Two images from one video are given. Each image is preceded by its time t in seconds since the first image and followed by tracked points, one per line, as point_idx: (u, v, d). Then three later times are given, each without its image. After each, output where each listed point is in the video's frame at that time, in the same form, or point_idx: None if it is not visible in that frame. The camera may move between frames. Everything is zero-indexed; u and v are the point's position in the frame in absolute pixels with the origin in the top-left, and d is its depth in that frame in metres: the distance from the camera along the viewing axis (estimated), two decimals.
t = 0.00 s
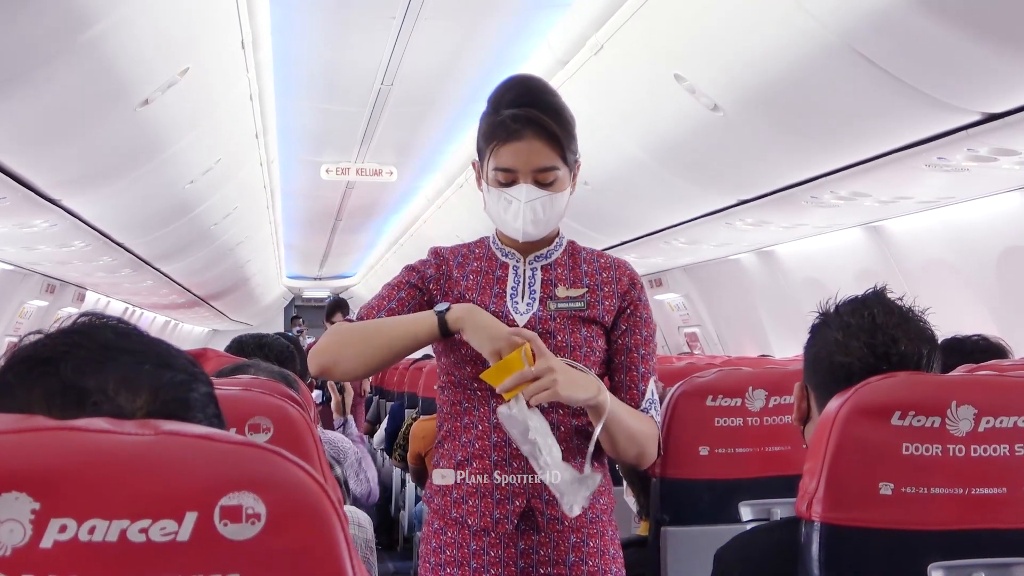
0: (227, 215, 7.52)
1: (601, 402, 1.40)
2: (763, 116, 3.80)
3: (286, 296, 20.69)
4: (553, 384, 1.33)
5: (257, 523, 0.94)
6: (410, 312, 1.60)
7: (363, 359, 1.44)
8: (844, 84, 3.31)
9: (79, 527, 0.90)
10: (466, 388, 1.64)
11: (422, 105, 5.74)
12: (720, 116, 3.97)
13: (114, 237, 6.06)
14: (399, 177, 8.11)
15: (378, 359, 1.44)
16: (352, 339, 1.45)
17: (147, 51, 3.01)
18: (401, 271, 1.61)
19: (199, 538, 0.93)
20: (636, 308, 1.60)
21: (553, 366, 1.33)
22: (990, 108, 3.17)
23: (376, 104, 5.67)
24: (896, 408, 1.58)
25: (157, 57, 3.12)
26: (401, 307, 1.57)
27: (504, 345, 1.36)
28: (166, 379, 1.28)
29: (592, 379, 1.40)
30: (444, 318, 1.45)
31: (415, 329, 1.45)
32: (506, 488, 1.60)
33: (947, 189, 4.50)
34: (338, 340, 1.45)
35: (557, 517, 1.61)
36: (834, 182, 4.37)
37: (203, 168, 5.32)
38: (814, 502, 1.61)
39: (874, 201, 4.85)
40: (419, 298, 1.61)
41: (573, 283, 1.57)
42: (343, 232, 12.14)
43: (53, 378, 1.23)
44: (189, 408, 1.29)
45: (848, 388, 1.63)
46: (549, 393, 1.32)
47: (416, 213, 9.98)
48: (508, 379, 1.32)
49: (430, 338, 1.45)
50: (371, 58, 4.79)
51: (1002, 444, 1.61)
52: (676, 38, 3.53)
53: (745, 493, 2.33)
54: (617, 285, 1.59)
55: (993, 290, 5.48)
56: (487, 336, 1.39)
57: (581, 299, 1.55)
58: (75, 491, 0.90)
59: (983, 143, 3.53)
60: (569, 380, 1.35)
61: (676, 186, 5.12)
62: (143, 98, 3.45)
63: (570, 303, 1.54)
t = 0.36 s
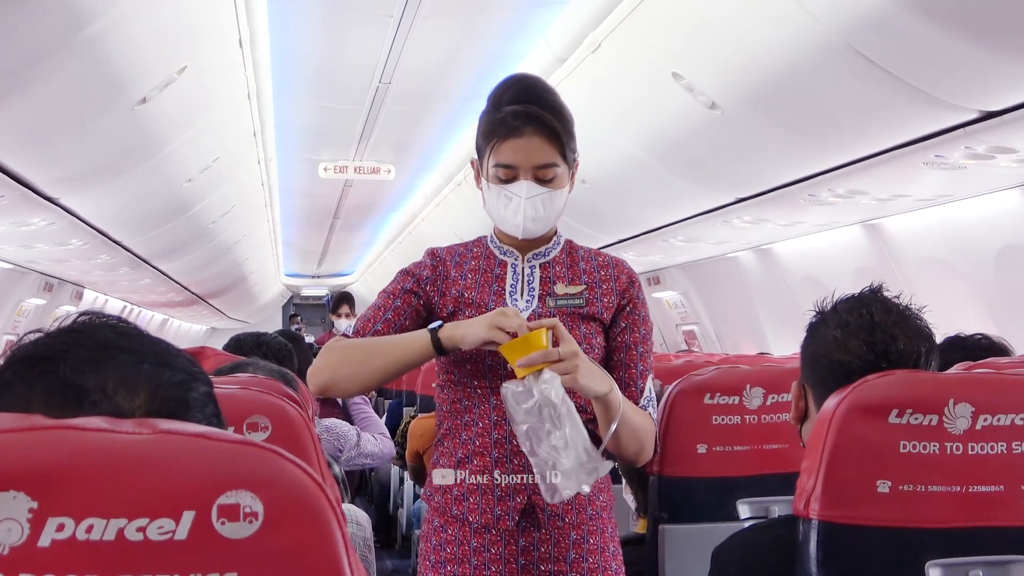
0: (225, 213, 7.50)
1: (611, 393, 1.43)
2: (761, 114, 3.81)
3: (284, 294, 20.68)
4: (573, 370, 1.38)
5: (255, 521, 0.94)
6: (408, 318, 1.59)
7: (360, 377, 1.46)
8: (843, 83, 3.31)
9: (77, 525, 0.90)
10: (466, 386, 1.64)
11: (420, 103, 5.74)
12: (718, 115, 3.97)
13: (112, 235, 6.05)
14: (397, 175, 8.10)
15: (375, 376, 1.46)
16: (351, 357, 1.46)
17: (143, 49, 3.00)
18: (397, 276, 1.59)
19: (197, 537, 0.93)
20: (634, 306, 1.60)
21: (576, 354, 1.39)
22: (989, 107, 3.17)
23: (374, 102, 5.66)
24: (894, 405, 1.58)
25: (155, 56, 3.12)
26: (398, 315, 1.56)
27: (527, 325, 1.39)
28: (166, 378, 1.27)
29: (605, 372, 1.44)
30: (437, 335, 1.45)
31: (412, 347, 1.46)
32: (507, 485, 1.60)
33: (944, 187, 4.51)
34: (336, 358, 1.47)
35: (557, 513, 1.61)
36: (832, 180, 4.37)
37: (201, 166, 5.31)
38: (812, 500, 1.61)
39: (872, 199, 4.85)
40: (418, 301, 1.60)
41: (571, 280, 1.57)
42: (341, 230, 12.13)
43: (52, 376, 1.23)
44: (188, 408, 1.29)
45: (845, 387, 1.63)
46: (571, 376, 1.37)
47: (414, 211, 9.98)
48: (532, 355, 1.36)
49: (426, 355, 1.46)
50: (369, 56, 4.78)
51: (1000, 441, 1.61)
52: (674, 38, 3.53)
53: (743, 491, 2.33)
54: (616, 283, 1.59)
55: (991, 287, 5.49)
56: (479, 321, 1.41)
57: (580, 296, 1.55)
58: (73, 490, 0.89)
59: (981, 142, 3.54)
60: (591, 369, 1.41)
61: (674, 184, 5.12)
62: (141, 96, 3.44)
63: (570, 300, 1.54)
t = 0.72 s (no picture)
0: (223, 211, 7.50)
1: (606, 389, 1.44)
2: (760, 113, 3.81)
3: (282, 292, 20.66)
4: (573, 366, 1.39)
5: (255, 518, 0.94)
6: (415, 321, 1.60)
7: (370, 385, 1.47)
8: (842, 81, 3.31)
9: (76, 523, 0.90)
10: (466, 384, 1.64)
11: (418, 101, 5.73)
12: (716, 113, 3.97)
13: (111, 233, 6.03)
14: (395, 173, 8.09)
15: (385, 384, 1.46)
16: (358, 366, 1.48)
17: (142, 48, 3.00)
18: (399, 281, 1.60)
19: (196, 534, 0.93)
20: (634, 304, 1.59)
21: (576, 350, 1.38)
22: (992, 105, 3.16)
23: (371, 100, 5.67)
24: (892, 403, 1.59)
25: (153, 54, 3.12)
26: (403, 321, 1.57)
27: (528, 319, 1.37)
28: (167, 375, 1.28)
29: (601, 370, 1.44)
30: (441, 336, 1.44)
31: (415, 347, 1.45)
32: (507, 482, 1.61)
33: (941, 186, 4.52)
34: (347, 370, 1.49)
35: (558, 509, 1.61)
36: (830, 178, 4.38)
37: (198, 164, 5.30)
38: (811, 496, 1.62)
39: (869, 197, 4.86)
40: (420, 304, 1.60)
41: (572, 279, 1.57)
42: (339, 228, 12.12)
43: (53, 373, 1.23)
44: (189, 405, 1.30)
45: (843, 384, 1.63)
46: (570, 373, 1.38)
47: (412, 210, 9.97)
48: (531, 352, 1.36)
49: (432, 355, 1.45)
50: (366, 54, 4.77)
51: (998, 439, 1.61)
52: (672, 35, 3.53)
53: (741, 488, 2.33)
54: (617, 281, 1.59)
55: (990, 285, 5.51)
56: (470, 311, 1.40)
57: (580, 295, 1.55)
58: (70, 487, 0.89)
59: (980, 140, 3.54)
60: (588, 364, 1.42)
61: (671, 182, 5.12)
62: (139, 93, 3.43)
63: (569, 299, 1.54)
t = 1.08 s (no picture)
0: (227, 212, 7.54)
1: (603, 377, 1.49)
2: (755, 116, 3.85)
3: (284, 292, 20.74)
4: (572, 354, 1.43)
5: (257, 510, 0.98)
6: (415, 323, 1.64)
7: (370, 386, 1.52)
8: (833, 86, 3.35)
9: (84, 515, 0.94)
10: (463, 381, 1.67)
11: (419, 104, 5.78)
12: (710, 116, 4.01)
13: (117, 233, 6.09)
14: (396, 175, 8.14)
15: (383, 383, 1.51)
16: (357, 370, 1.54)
17: (147, 52, 3.04)
18: (397, 283, 1.64)
19: (202, 526, 0.97)
20: (626, 302, 1.64)
21: (577, 339, 1.43)
22: (972, 109, 3.22)
23: (373, 103, 5.72)
24: (881, 400, 1.63)
25: (157, 58, 3.15)
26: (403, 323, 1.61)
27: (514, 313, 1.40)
28: (173, 372, 1.32)
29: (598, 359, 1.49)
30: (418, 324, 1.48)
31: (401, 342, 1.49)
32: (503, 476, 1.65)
33: (930, 187, 4.56)
34: (346, 377, 1.55)
35: (553, 503, 1.65)
36: (821, 179, 4.42)
37: (204, 165, 5.35)
38: (802, 491, 1.65)
39: (859, 198, 4.90)
40: (419, 304, 1.64)
41: (566, 279, 1.61)
42: (342, 229, 12.18)
43: (63, 369, 1.27)
44: (194, 401, 1.34)
45: (833, 381, 1.66)
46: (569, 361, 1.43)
47: (413, 211, 10.03)
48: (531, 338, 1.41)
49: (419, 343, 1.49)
50: (368, 57, 4.82)
51: (983, 435, 1.65)
52: (668, 41, 3.57)
53: (735, 482, 2.37)
54: (610, 280, 1.64)
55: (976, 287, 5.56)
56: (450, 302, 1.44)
57: (574, 294, 1.59)
58: (78, 481, 0.93)
59: (964, 142, 3.59)
60: (588, 352, 1.46)
61: (666, 183, 5.16)
62: (146, 96, 3.48)
63: (564, 298, 1.58)
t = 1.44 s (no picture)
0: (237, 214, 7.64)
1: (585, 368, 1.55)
2: (742, 124, 3.91)
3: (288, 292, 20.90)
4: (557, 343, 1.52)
5: (263, 502, 0.97)
6: (415, 328, 1.72)
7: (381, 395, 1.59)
8: (815, 94, 3.40)
9: (97, 506, 0.94)
10: (457, 378, 1.76)
11: (420, 112, 5.86)
12: (698, 123, 4.07)
13: (132, 235, 6.19)
14: (399, 179, 8.23)
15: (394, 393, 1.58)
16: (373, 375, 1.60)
17: (158, 62, 3.12)
18: (396, 288, 1.72)
19: (209, 517, 0.96)
20: (612, 300, 1.72)
21: (565, 333, 1.51)
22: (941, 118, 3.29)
23: (376, 110, 5.81)
24: (862, 396, 1.70)
25: (166, 68, 3.24)
26: (403, 326, 1.69)
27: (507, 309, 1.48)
28: (184, 370, 1.41)
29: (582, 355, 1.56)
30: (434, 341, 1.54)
31: (417, 355, 1.56)
32: (496, 469, 1.73)
33: (909, 191, 4.61)
34: (359, 384, 1.63)
35: (544, 495, 1.73)
36: (805, 184, 4.49)
37: (215, 170, 5.44)
38: (785, 482, 1.72)
39: (841, 203, 4.97)
40: (418, 307, 1.72)
41: (556, 279, 1.69)
42: (346, 232, 12.28)
43: (80, 365, 1.34)
44: (205, 398, 1.43)
45: (816, 377, 1.74)
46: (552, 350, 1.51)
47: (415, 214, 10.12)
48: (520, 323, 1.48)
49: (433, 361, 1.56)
50: (371, 67, 4.89)
51: (960, 429, 1.72)
52: (657, 51, 3.64)
53: (721, 474, 2.45)
54: (597, 280, 1.72)
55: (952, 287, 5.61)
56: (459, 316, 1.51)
57: (563, 293, 1.67)
58: (90, 472, 0.93)
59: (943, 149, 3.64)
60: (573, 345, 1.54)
61: (654, 186, 5.23)
62: (158, 104, 3.56)
63: (554, 298, 1.67)
